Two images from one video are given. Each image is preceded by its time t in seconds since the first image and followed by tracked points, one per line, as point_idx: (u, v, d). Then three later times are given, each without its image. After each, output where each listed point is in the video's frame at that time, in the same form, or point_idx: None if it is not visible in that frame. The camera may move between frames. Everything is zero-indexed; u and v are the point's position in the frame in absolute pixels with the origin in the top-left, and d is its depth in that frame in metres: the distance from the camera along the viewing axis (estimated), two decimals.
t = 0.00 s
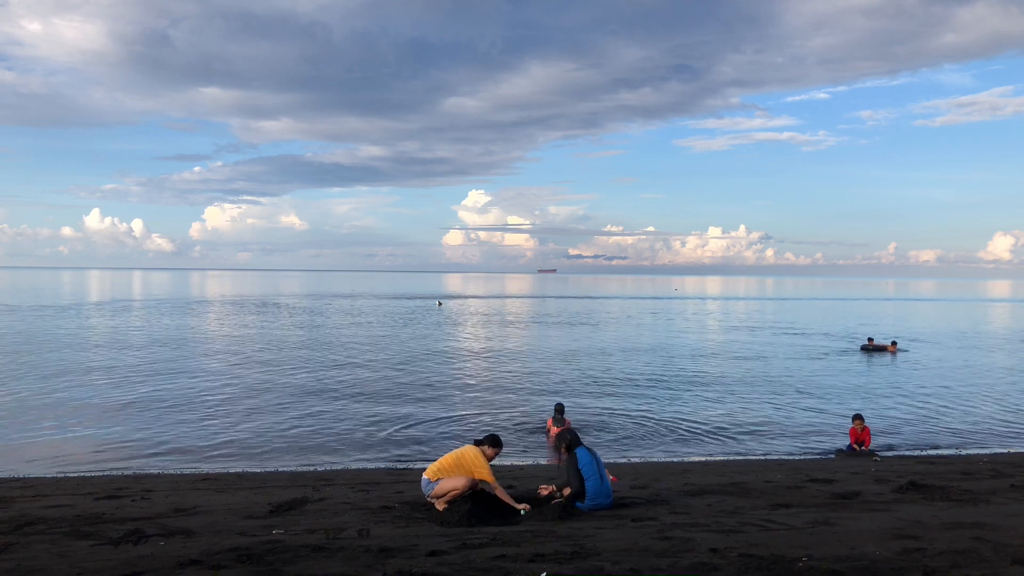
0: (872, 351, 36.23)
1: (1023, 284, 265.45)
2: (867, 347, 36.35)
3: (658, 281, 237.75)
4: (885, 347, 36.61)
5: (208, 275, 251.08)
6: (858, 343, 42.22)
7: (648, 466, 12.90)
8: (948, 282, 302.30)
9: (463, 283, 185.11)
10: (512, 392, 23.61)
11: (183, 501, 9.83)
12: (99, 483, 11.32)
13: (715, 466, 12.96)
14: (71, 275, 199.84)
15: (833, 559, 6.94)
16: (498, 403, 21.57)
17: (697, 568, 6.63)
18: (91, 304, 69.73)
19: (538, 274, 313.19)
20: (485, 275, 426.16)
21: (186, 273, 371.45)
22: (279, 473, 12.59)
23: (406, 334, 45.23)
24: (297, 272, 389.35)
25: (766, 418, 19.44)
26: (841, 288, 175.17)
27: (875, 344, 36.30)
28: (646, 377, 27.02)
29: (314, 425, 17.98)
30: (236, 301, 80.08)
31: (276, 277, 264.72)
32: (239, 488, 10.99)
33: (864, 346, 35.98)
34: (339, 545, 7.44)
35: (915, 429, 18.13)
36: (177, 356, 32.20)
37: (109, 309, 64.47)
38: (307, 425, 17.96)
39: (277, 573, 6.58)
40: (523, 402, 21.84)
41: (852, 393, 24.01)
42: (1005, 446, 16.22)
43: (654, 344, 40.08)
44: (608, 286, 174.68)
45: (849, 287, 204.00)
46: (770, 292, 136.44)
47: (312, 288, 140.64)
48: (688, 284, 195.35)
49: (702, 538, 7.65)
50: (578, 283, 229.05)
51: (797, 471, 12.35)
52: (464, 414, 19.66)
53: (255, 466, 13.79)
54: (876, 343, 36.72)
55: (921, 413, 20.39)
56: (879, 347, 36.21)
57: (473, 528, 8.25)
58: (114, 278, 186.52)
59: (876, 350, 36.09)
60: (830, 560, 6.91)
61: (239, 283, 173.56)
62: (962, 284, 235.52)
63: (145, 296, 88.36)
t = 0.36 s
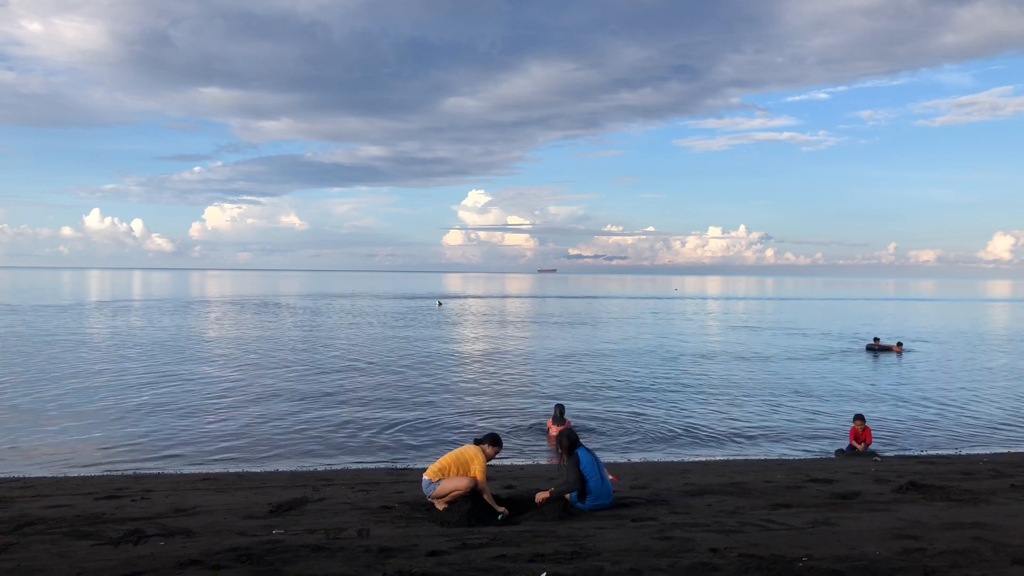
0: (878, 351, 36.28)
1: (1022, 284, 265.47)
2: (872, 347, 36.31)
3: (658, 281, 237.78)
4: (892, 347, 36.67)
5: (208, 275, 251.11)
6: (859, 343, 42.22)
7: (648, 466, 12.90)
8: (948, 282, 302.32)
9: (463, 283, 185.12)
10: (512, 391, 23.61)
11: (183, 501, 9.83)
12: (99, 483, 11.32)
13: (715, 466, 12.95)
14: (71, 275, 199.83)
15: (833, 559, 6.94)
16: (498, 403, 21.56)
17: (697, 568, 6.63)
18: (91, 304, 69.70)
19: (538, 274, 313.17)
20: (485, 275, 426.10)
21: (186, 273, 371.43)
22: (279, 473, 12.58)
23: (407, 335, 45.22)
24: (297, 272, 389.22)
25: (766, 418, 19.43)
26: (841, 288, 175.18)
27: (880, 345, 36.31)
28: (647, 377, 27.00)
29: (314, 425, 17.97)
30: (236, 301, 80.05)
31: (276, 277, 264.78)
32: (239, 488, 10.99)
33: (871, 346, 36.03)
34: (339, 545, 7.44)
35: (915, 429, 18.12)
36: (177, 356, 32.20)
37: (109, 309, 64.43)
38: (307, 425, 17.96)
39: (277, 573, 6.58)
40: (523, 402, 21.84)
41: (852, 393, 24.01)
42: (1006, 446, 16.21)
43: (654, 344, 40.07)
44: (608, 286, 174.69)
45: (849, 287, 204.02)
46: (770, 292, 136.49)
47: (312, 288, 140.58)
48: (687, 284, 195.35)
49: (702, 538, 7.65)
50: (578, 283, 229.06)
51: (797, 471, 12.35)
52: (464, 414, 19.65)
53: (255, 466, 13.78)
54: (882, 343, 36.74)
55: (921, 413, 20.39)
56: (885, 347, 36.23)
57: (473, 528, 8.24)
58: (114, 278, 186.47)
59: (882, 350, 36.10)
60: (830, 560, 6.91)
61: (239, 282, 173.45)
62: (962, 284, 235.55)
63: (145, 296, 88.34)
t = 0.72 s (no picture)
0: (883, 351, 36.22)
1: (1022, 284, 265.42)
2: (878, 347, 36.31)
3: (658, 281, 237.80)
4: (897, 347, 36.61)
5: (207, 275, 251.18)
6: (860, 343, 42.23)
7: (647, 466, 12.92)
8: (948, 283, 302.33)
9: (463, 283, 185.05)
10: (512, 392, 23.62)
11: (183, 501, 9.83)
12: (99, 483, 11.31)
13: (714, 466, 12.94)
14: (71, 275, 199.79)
15: (833, 559, 6.94)
16: (498, 403, 21.57)
17: (698, 568, 6.63)
18: (90, 304, 69.66)
19: (538, 274, 313.13)
20: (485, 275, 426.08)
21: (186, 273, 371.46)
22: (278, 473, 12.58)
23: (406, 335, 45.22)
24: (297, 272, 389.19)
25: (765, 418, 19.44)
26: (840, 288, 175.22)
27: (885, 344, 36.24)
28: (647, 377, 26.99)
29: (314, 425, 17.98)
30: (236, 301, 80.00)
31: (276, 277, 264.88)
32: (239, 488, 10.99)
33: (876, 346, 36.01)
34: (339, 545, 7.44)
35: (915, 429, 18.12)
36: (177, 356, 32.21)
37: (109, 309, 64.39)
38: (307, 425, 17.96)
39: (277, 573, 6.58)
40: (523, 402, 21.84)
41: (853, 393, 24.02)
42: (1006, 446, 16.21)
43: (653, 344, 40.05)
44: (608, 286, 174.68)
45: (849, 287, 204.00)
46: (770, 292, 136.60)
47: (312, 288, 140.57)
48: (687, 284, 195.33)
49: (702, 538, 7.65)
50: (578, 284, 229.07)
51: (797, 471, 12.35)
52: (464, 414, 19.65)
53: (255, 466, 13.79)
54: (887, 343, 36.72)
55: (921, 413, 20.39)
56: (890, 347, 36.21)
57: (473, 528, 8.25)
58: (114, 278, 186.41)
59: (887, 349, 36.04)
60: (830, 560, 6.91)
61: (237, 282, 172.87)
62: (962, 284, 235.55)
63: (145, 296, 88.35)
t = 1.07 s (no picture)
0: (888, 351, 36.24)
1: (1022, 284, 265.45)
2: (883, 347, 36.32)
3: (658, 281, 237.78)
4: (901, 348, 36.64)
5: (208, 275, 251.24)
6: (860, 343, 42.24)
7: (648, 466, 12.92)
8: (947, 283, 302.33)
9: (463, 283, 184.99)
10: (513, 392, 23.61)
11: (183, 501, 9.83)
12: (99, 483, 11.31)
13: (714, 467, 12.93)
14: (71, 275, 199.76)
15: (833, 559, 6.94)
16: (498, 403, 21.57)
17: (697, 568, 6.63)
18: (90, 304, 69.63)
19: (537, 274, 313.11)
20: (485, 275, 426.07)
21: (185, 273, 371.20)
22: (278, 473, 12.58)
23: (407, 335, 45.20)
24: (296, 272, 388.86)
25: (766, 418, 19.45)
26: (840, 288, 175.22)
27: (890, 345, 36.26)
28: (647, 377, 26.97)
29: (314, 425, 17.98)
30: (236, 301, 79.96)
31: (276, 277, 264.92)
32: (239, 488, 10.99)
33: (882, 347, 36.06)
34: (339, 545, 7.44)
35: (916, 429, 18.13)
36: (177, 356, 32.19)
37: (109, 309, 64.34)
38: (308, 425, 17.95)
39: (277, 573, 6.58)
40: (523, 402, 21.84)
41: (853, 393, 24.02)
42: (1006, 446, 16.22)
43: (653, 344, 40.05)
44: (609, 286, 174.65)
45: (849, 287, 204.00)
46: (770, 292, 136.63)
47: (313, 288, 140.50)
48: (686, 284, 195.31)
49: (702, 538, 7.65)
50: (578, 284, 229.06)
51: (797, 471, 12.35)
52: (464, 414, 19.64)
53: (255, 466, 13.79)
54: (893, 343, 36.75)
55: (921, 413, 20.39)
56: (895, 347, 36.24)
57: (473, 528, 8.25)
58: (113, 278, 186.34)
59: (892, 350, 36.07)
60: (830, 560, 6.91)
61: (237, 282, 172.86)
62: (962, 284, 235.56)
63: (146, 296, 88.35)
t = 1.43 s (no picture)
0: (893, 351, 36.19)
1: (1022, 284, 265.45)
2: (888, 347, 36.32)
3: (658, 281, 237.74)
4: (906, 348, 36.66)
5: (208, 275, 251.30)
6: (860, 343, 42.25)
7: (648, 465, 12.92)
8: (947, 283, 302.27)
9: (463, 283, 184.84)
10: (513, 392, 23.61)
11: (183, 501, 9.83)
12: (99, 483, 11.31)
13: (714, 467, 12.93)
14: (71, 275, 199.71)
15: (833, 559, 6.94)
16: (498, 403, 21.56)
17: (697, 568, 6.63)
18: (90, 304, 69.58)
19: (537, 274, 312.98)
20: (484, 275, 425.96)
21: (185, 273, 371.23)
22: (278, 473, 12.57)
23: (407, 335, 45.19)
24: (296, 272, 388.80)
25: (766, 418, 19.45)
26: (840, 288, 175.17)
27: (895, 345, 36.21)
28: (647, 377, 26.96)
29: (314, 425, 17.98)
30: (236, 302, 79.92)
31: (276, 277, 264.90)
32: (239, 488, 10.99)
33: (887, 347, 36.10)
34: (339, 545, 7.43)
35: (916, 429, 18.13)
36: (177, 356, 32.19)
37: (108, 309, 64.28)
38: (308, 425, 17.96)
39: (277, 573, 6.58)
40: (523, 402, 21.85)
41: (853, 393, 24.01)
42: (1006, 446, 16.21)
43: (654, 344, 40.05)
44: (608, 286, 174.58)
45: (849, 287, 203.96)
46: (770, 292, 136.64)
47: (312, 288, 140.40)
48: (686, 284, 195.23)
49: (702, 538, 7.65)
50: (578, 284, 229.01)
51: (797, 471, 12.35)
52: (464, 414, 19.65)
53: (255, 466, 13.79)
54: (897, 343, 36.76)
55: (921, 413, 20.40)
56: (900, 348, 36.25)
57: (473, 528, 8.24)
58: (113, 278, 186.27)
59: (896, 350, 36.02)
60: (830, 560, 6.91)
61: (237, 282, 172.82)
62: (962, 284, 235.53)
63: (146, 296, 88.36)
